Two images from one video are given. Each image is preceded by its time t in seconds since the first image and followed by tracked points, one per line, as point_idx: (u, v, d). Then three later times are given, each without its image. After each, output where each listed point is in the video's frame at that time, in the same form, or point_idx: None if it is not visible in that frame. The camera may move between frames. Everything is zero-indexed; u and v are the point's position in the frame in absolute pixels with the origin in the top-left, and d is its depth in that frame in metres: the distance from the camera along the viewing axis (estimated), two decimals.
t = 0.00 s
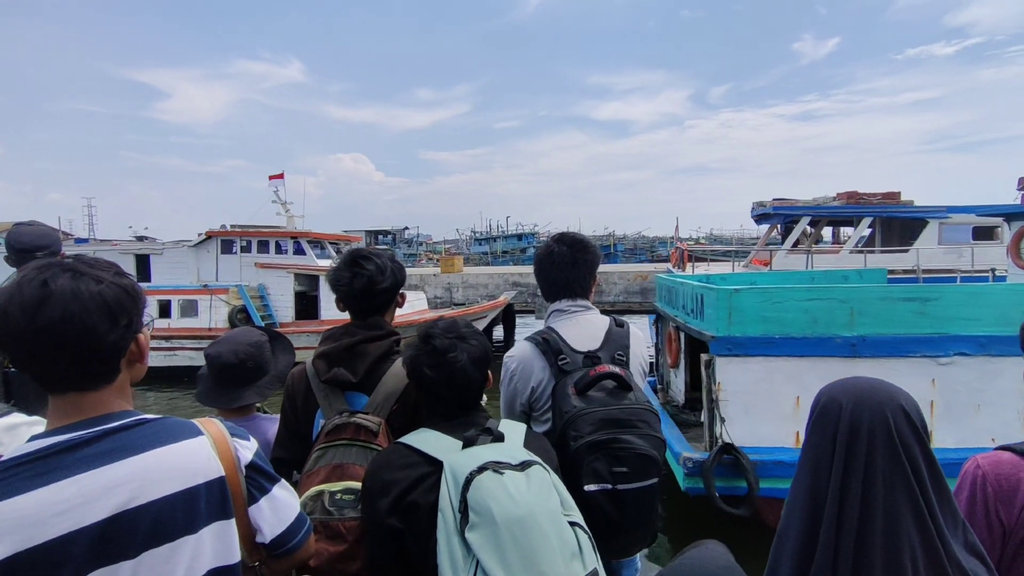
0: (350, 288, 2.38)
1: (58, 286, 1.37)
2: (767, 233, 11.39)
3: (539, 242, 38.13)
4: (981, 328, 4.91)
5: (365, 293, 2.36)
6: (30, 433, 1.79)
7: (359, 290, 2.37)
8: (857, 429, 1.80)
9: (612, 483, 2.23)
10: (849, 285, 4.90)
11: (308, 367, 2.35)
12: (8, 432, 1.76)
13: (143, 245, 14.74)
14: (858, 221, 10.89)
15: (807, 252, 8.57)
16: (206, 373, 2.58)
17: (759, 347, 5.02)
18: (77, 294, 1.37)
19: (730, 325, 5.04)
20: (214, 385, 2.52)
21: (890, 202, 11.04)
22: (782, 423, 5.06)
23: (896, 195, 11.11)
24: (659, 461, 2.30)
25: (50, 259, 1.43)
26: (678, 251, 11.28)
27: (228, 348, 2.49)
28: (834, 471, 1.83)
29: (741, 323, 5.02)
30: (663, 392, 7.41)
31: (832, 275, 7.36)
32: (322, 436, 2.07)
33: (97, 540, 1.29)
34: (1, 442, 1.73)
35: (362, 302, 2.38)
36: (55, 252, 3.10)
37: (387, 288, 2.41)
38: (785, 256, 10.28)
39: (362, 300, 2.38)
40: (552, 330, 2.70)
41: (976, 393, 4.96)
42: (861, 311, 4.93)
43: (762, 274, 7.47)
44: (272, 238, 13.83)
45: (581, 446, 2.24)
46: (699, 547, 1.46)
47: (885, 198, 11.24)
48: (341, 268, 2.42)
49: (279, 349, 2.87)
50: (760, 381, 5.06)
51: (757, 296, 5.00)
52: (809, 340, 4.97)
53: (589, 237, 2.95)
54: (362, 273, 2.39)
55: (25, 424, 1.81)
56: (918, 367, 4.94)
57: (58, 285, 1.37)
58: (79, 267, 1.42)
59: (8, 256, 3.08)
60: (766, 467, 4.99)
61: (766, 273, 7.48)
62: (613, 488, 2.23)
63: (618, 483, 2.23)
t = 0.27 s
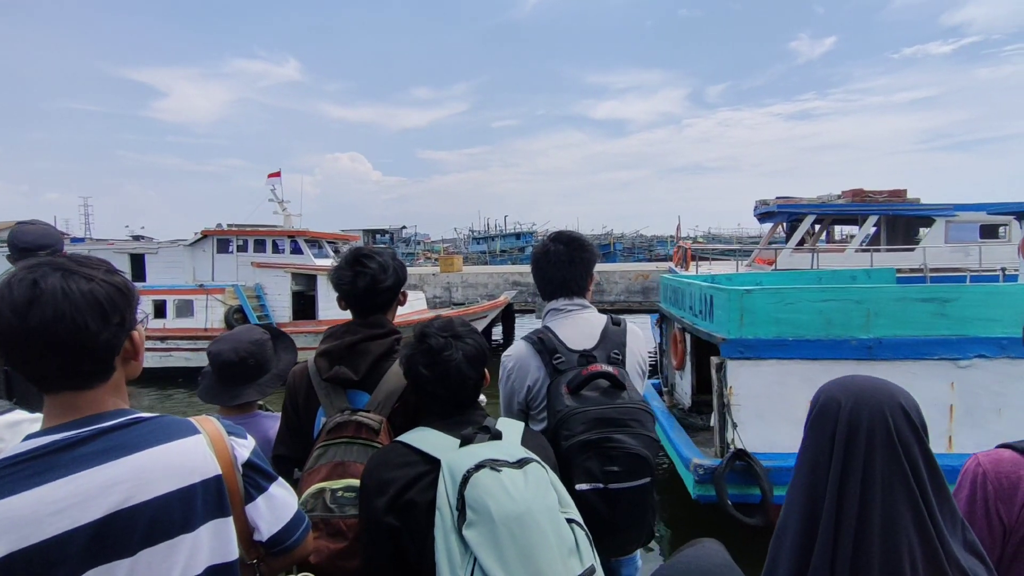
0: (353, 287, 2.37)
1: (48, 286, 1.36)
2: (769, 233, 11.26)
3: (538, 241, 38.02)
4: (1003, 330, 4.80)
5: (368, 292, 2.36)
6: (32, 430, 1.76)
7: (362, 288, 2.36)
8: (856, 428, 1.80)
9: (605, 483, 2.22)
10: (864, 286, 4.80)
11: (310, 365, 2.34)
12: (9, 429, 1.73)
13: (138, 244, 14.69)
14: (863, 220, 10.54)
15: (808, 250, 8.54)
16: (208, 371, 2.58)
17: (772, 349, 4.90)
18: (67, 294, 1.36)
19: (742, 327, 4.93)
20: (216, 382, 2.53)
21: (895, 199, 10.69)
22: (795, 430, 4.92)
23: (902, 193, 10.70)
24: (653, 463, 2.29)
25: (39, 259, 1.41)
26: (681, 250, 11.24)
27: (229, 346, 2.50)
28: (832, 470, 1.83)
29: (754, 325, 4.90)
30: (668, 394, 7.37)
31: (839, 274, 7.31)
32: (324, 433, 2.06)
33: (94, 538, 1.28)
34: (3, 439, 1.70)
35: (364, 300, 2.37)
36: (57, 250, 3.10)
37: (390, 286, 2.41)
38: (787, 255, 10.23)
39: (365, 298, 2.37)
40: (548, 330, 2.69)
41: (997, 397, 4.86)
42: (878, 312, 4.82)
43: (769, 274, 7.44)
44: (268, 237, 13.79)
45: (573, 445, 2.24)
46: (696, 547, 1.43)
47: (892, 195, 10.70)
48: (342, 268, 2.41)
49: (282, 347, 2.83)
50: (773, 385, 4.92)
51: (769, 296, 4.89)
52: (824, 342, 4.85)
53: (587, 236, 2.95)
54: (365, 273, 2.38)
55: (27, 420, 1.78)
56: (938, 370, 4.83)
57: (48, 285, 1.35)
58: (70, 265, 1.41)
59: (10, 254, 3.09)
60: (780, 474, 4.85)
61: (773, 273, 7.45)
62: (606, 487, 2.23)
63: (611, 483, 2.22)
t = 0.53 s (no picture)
0: (358, 287, 2.37)
1: (49, 287, 1.36)
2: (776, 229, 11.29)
3: (536, 241, 37.93)
4: None
5: (372, 292, 2.36)
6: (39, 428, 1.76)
7: (366, 288, 2.36)
8: (857, 429, 1.80)
9: (606, 483, 2.23)
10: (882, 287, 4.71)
11: (314, 365, 2.35)
12: (15, 427, 1.74)
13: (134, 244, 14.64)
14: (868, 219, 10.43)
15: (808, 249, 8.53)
16: (212, 370, 2.57)
17: (786, 353, 4.78)
18: (69, 295, 1.35)
19: (756, 330, 4.81)
20: (220, 382, 2.53)
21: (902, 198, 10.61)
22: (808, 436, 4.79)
23: (909, 192, 10.68)
24: (655, 461, 2.30)
25: (40, 259, 1.41)
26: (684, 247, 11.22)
27: (233, 345, 2.49)
28: (833, 471, 1.83)
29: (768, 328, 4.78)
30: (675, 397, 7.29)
31: (848, 274, 7.20)
32: (327, 432, 2.06)
33: (97, 537, 1.28)
34: (9, 437, 1.70)
35: (368, 301, 2.37)
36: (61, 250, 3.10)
37: (394, 286, 2.40)
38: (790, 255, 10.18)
39: (369, 298, 2.37)
40: (551, 329, 2.70)
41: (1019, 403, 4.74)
42: (896, 314, 4.73)
43: (777, 275, 7.40)
44: (265, 237, 13.75)
45: (574, 445, 2.25)
46: (696, 548, 1.43)
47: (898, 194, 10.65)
48: (347, 268, 2.41)
49: (287, 347, 2.85)
50: (786, 389, 4.79)
51: (785, 299, 4.76)
52: (840, 345, 4.75)
53: (589, 236, 2.95)
54: (369, 273, 2.38)
55: (34, 419, 1.78)
56: (959, 376, 4.72)
57: (50, 286, 1.35)
58: (71, 266, 1.40)
59: (15, 255, 3.09)
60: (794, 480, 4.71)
61: (780, 273, 7.42)
62: (608, 487, 2.24)
63: (612, 483, 2.23)
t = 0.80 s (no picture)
0: (360, 290, 2.37)
1: (52, 293, 1.36)
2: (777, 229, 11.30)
3: (534, 241, 37.88)
4: None
5: (375, 295, 2.36)
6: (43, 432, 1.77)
7: (368, 292, 2.37)
8: (855, 430, 1.82)
9: (615, 482, 2.24)
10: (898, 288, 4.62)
11: (316, 367, 2.35)
12: (21, 431, 1.74)
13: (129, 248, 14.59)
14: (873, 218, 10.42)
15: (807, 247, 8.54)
16: (215, 374, 2.58)
17: (800, 357, 4.67)
18: (71, 300, 1.36)
19: (767, 334, 4.71)
20: (223, 386, 2.54)
21: (905, 195, 10.54)
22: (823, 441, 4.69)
23: (913, 188, 10.65)
24: (662, 459, 2.30)
25: (42, 266, 1.41)
26: (686, 246, 11.22)
27: (235, 348, 2.51)
28: (831, 472, 1.84)
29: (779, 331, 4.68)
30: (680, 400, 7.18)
31: (853, 275, 7.04)
32: (330, 434, 2.06)
33: (102, 541, 1.28)
34: (13, 441, 1.69)
35: (370, 304, 2.38)
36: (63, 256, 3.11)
37: (396, 289, 2.41)
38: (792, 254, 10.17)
39: (371, 301, 2.37)
40: (553, 330, 2.71)
41: None
42: (911, 316, 4.68)
43: (782, 275, 7.35)
44: (261, 239, 13.71)
45: (582, 445, 2.24)
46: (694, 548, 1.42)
47: (902, 190, 10.58)
48: (349, 271, 2.41)
49: (289, 350, 2.89)
50: (801, 393, 4.69)
51: (797, 301, 4.66)
52: (855, 348, 4.67)
53: (590, 238, 2.96)
54: (371, 276, 2.38)
55: (39, 423, 1.78)
56: (976, 378, 4.70)
57: (53, 292, 1.35)
58: (73, 272, 1.41)
59: (16, 260, 3.10)
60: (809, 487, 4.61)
61: (785, 273, 7.39)
62: (615, 487, 2.24)
63: (620, 482, 2.24)
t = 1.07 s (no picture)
0: (362, 290, 2.36)
1: (51, 294, 1.35)
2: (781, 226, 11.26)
3: (532, 241, 37.83)
4: None
5: (377, 295, 2.34)
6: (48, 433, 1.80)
7: (370, 292, 2.35)
8: (860, 425, 1.81)
9: (624, 478, 2.23)
10: (922, 287, 4.34)
11: (319, 367, 2.34)
12: (26, 433, 1.77)
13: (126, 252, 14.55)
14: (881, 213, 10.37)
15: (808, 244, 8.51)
16: (220, 374, 2.60)
17: (819, 360, 4.40)
18: (70, 302, 1.34)
19: (785, 336, 4.45)
20: (227, 387, 2.55)
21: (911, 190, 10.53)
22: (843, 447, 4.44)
23: (919, 184, 10.59)
24: (670, 456, 2.29)
25: (42, 268, 1.40)
26: (691, 244, 11.19)
27: (239, 349, 2.52)
28: (838, 467, 1.84)
29: (797, 333, 4.42)
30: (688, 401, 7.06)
31: (864, 270, 7.02)
32: (333, 434, 2.05)
33: (105, 545, 1.27)
34: (19, 443, 1.73)
35: (372, 303, 2.37)
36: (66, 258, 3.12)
37: (398, 289, 2.39)
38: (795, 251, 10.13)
39: (373, 301, 2.36)
40: (558, 328, 2.70)
41: None
42: (936, 315, 4.39)
43: (791, 274, 7.26)
44: (259, 242, 13.68)
45: (593, 442, 2.24)
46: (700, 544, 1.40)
47: (909, 186, 10.56)
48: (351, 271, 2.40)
49: (292, 351, 2.89)
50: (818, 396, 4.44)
51: (815, 300, 4.38)
52: (877, 351, 4.39)
53: (595, 235, 2.94)
54: (373, 276, 2.37)
55: (43, 425, 1.82)
56: (1002, 379, 4.42)
57: (51, 294, 1.34)
58: (72, 274, 1.39)
59: (17, 262, 3.12)
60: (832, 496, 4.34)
61: (792, 271, 7.31)
62: (625, 483, 2.23)
63: (630, 479, 2.23)
